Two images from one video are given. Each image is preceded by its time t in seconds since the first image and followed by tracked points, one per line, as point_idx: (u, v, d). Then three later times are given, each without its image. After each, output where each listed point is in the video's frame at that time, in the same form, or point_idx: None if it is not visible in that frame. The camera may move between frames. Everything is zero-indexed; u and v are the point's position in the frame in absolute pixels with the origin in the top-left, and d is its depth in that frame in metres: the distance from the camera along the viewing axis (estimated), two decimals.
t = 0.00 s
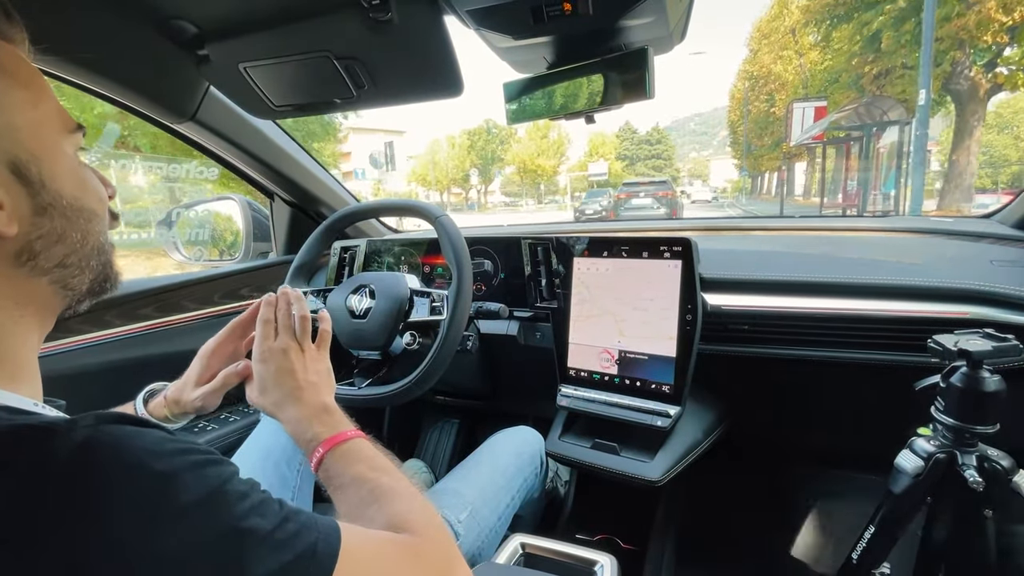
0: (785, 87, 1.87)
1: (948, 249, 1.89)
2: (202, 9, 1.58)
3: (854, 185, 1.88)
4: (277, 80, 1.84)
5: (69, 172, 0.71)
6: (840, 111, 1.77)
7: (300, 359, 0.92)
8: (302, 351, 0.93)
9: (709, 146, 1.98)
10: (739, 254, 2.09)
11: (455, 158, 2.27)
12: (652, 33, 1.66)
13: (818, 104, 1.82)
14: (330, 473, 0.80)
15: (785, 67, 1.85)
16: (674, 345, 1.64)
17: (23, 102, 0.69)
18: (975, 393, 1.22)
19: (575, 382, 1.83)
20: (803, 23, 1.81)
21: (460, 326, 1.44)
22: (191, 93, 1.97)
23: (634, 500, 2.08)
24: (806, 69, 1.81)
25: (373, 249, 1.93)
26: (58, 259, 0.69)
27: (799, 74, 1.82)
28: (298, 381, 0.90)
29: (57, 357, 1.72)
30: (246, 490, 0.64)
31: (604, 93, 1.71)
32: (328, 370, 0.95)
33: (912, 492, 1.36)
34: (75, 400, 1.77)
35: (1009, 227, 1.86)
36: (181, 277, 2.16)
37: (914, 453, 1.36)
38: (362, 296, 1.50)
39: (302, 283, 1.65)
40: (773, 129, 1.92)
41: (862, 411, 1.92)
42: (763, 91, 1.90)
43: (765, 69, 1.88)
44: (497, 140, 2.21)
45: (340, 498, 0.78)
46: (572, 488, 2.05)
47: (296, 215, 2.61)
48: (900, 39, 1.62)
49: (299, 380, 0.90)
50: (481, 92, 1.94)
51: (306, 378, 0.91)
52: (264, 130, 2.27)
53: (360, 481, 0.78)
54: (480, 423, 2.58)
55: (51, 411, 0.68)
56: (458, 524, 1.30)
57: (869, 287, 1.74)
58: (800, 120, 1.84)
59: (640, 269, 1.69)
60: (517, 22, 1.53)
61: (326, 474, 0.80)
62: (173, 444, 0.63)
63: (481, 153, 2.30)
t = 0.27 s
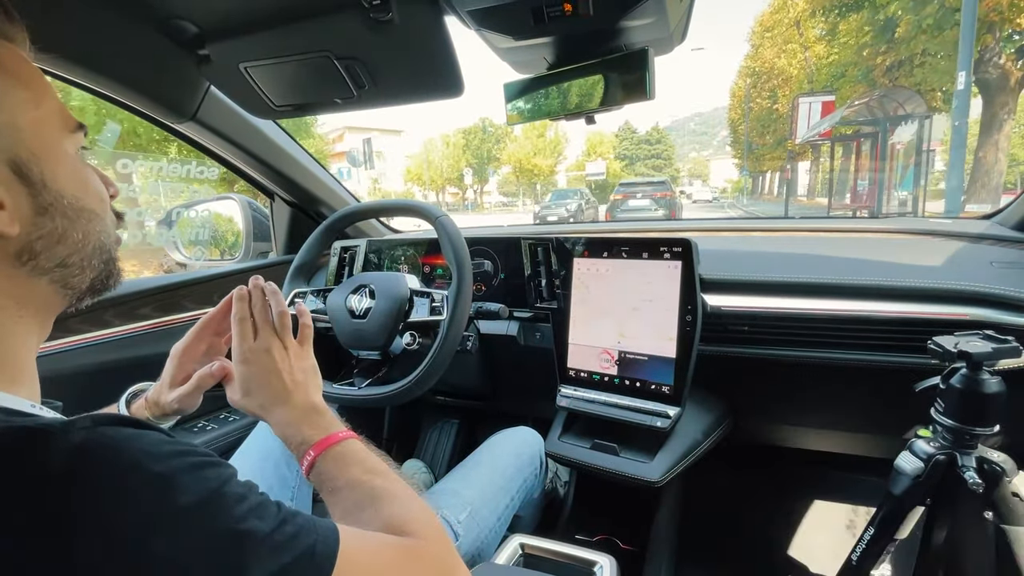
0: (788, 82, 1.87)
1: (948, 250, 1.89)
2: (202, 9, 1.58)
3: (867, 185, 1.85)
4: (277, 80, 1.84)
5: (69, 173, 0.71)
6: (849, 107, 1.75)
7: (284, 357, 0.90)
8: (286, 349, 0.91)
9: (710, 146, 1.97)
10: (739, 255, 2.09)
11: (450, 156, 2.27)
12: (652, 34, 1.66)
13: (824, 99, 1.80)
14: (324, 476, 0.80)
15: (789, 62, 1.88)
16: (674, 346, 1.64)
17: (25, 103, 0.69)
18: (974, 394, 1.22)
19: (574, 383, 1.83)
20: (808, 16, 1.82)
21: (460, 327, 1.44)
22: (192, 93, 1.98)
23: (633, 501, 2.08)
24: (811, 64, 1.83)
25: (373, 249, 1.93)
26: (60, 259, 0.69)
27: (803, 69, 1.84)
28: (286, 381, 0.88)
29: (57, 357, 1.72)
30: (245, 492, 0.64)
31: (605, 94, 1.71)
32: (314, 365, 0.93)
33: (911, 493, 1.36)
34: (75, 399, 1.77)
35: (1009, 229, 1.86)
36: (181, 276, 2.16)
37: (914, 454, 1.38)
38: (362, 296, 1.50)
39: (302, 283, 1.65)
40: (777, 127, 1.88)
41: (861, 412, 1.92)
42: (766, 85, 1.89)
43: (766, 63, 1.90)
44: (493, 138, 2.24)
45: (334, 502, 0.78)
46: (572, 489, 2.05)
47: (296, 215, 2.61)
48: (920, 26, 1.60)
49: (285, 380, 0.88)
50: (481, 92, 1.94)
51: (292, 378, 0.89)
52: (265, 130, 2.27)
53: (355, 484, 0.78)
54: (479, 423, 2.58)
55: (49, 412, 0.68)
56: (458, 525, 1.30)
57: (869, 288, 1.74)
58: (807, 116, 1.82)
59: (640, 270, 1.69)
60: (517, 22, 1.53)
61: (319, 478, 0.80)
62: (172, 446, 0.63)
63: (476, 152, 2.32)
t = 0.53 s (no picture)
0: (792, 77, 1.90)
1: (948, 251, 1.88)
2: (202, 9, 1.58)
3: (879, 184, 1.88)
4: (277, 80, 1.84)
5: (67, 174, 0.72)
6: (861, 99, 1.75)
7: (354, 347, 0.98)
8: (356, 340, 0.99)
9: (710, 146, 1.99)
10: (739, 255, 2.09)
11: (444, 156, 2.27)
12: (653, 35, 1.66)
13: (832, 94, 1.82)
14: (358, 455, 0.81)
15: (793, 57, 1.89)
16: (674, 346, 1.64)
17: (24, 103, 0.69)
18: (974, 395, 1.22)
19: (574, 383, 1.83)
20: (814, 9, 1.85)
21: (461, 327, 1.44)
22: (192, 95, 1.98)
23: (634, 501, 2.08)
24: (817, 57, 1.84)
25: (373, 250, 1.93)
26: (57, 260, 0.69)
27: (808, 63, 1.86)
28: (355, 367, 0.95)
29: (57, 357, 1.72)
30: (246, 492, 0.64)
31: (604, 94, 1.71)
32: (376, 369, 0.99)
33: (912, 493, 1.36)
34: (75, 400, 1.77)
35: (1009, 229, 1.86)
36: (182, 277, 2.16)
37: (914, 454, 1.37)
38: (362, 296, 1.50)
39: (302, 283, 1.65)
40: (778, 125, 1.91)
41: (861, 412, 1.92)
42: (768, 83, 1.93)
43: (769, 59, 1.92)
44: (488, 138, 2.23)
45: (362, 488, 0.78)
46: (572, 489, 2.05)
47: (296, 215, 2.61)
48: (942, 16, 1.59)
49: (352, 365, 0.95)
50: (480, 92, 1.94)
51: (361, 367, 0.96)
52: (265, 130, 2.27)
53: (381, 468, 0.79)
54: (479, 423, 2.58)
55: (49, 412, 0.68)
56: (458, 525, 1.30)
57: (869, 289, 1.74)
58: (813, 111, 1.84)
59: (640, 270, 1.69)
60: (518, 23, 1.53)
61: (355, 457, 0.81)
62: (173, 446, 0.63)
63: (471, 152, 2.31)
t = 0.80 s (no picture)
0: (796, 72, 1.85)
1: (948, 250, 1.88)
2: (202, 9, 1.58)
3: (891, 184, 1.87)
4: (277, 79, 1.84)
5: (71, 173, 0.72)
6: (872, 93, 1.77)
7: (464, 325, 1.01)
8: (470, 321, 1.03)
9: (710, 146, 1.97)
10: (739, 255, 2.09)
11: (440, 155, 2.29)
12: (651, 35, 1.66)
13: (840, 88, 1.79)
14: (423, 424, 0.87)
15: (797, 51, 1.83)
16: (674, 346, 1.64)
17: (29, 103, 0.69)
18: (975, 395, 1.22)
19: (574, 383, 1.83)
20: None
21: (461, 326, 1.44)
22: (190, 94, 1.97)
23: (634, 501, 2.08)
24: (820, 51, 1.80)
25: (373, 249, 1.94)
26: (59, 258, 0.70)
27: (812, 57, 1.81)
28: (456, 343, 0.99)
29: (58, 357, 1.72)
30: (252, 490, 0.64)
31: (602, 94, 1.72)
32: (477, 353, 1.02)
33: (911, 494, 1.36)
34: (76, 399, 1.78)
35: (1010, 229, 1.86)
36: (181, 275, 2.16)
37: (915, 454, 1.38)
38: (362, 296, 1.50)
39: (303, 283, 1.65)
40: (779, 124, 1.94)
41: (862, 412, 1.92)
42: (770, 79, 1.89)
43: (773, 54, 1.85)
44: (487, 137, 2.26)
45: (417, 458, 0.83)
46: (572, 489, 2.05)
47: (296, 215, 2.61)
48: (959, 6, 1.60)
49: (455, 341, 0.99)
50: (480, 91, 1.94)
51: (461, 344, 1.00)
52: (265, 130, 2.27)
53: (438, 448, 0.83)
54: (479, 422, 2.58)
55: (52, 410, 0.68)
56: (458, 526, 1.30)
57: (869, 289, 1.73)
58: (821, 107, 1.82)
59: (641, 270, 1.69)
60: (518, 22, 1.53)
61: (421, 426, 0.87)
62: (180, 442, 0.62)
63: (468, 152, 2.32)
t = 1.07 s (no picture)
0: (800, 68, 1.87)
1: (948, 250, 1.88)
2: (202, 8, 1.58)
3: (904, 182, 1.85)
4: (277, 79, 1.83)
5: (80, 175, 0.72)
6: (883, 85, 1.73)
7: (466, 297, 1.08)
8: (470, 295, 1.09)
9: (710, 146, 1.97)
10: (739, 255, 2.09)
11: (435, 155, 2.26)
12: (652, 34, 1.66)
13: (848, 82, 1.79)
14: (429, 389, 0.93)
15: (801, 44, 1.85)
16: (674, 346, 1.64)
17: (41, 104, 0.69)
18: (974, 394, 1.22)
19: (574, 382, 1.83)
20: None
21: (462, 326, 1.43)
22: (191, 93, 1.98)
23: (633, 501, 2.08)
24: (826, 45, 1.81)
25: (374, 249, 1.94)
26: (66, 259, 0.70)
27: (818, 51, 1.82)
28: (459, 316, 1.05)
29: (58, 356, 1.72)
30: (246, 469, 0.65)
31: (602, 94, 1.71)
32: (476, 329, 1.09)
33: (910, 494, 1.36)
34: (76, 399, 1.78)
35: (1010, 229, 1.85)
36: (178, 275, 2.16)
37: (914, 454, 1.38)
38: (362, 295, 1.50)
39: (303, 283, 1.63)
40: (781, 123, 1.95)
41: (862, 412, 1.92)
42: (770, 75, 1.92)
43: (776, 49, 1.88)
44: (481, 136, 2.23)
45: (418, 418, 0.89)
46: (572, 488, 2.05)
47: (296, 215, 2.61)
48: None
49: (459, 313, 1.06)
50: (479, 91, 1.94)
51: (464, 316, 1.06)
52: (265, 130, 2.27)
53: (439, 410, 0.90)
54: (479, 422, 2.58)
55: (54, 410, 0.68)
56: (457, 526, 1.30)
57: (869, 289, 1.73)
58: (828, 101, 1.82)
59: (641, 270, 1.69)
60: (518, 22, 1.53)
61: (426, 390, 0.93)
62: (171, 431, 0.63)
63: (463, 152, 2.28)
